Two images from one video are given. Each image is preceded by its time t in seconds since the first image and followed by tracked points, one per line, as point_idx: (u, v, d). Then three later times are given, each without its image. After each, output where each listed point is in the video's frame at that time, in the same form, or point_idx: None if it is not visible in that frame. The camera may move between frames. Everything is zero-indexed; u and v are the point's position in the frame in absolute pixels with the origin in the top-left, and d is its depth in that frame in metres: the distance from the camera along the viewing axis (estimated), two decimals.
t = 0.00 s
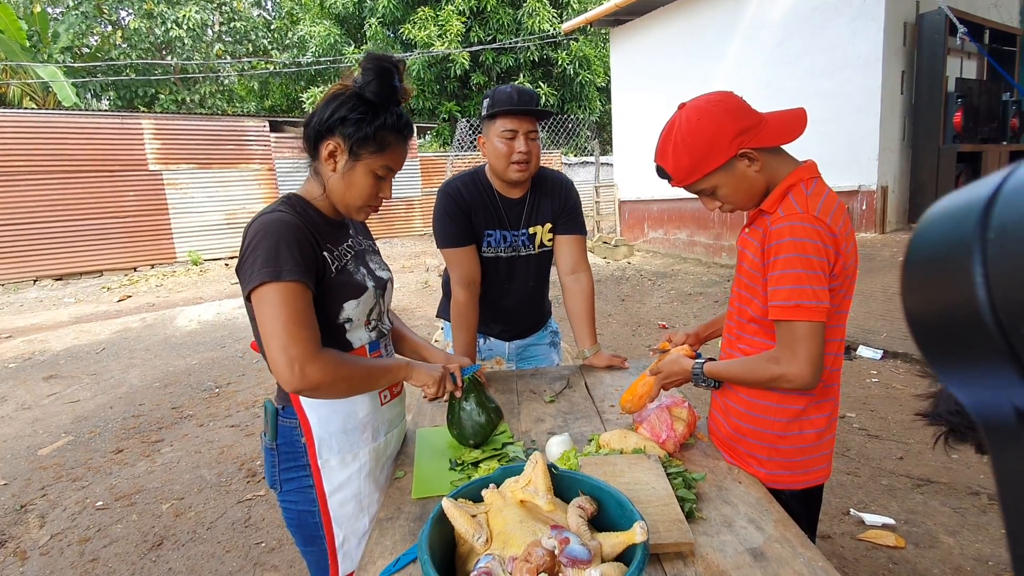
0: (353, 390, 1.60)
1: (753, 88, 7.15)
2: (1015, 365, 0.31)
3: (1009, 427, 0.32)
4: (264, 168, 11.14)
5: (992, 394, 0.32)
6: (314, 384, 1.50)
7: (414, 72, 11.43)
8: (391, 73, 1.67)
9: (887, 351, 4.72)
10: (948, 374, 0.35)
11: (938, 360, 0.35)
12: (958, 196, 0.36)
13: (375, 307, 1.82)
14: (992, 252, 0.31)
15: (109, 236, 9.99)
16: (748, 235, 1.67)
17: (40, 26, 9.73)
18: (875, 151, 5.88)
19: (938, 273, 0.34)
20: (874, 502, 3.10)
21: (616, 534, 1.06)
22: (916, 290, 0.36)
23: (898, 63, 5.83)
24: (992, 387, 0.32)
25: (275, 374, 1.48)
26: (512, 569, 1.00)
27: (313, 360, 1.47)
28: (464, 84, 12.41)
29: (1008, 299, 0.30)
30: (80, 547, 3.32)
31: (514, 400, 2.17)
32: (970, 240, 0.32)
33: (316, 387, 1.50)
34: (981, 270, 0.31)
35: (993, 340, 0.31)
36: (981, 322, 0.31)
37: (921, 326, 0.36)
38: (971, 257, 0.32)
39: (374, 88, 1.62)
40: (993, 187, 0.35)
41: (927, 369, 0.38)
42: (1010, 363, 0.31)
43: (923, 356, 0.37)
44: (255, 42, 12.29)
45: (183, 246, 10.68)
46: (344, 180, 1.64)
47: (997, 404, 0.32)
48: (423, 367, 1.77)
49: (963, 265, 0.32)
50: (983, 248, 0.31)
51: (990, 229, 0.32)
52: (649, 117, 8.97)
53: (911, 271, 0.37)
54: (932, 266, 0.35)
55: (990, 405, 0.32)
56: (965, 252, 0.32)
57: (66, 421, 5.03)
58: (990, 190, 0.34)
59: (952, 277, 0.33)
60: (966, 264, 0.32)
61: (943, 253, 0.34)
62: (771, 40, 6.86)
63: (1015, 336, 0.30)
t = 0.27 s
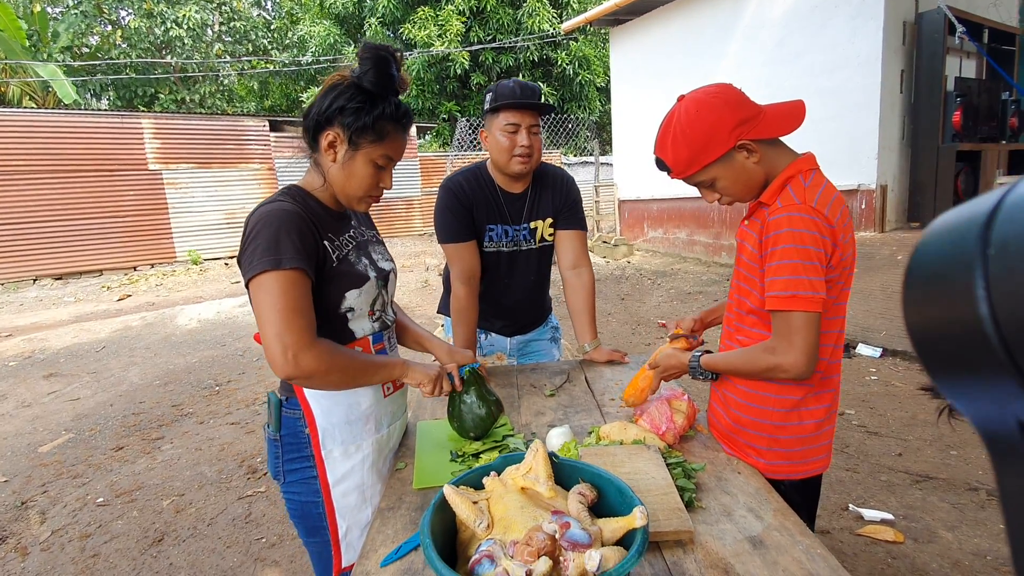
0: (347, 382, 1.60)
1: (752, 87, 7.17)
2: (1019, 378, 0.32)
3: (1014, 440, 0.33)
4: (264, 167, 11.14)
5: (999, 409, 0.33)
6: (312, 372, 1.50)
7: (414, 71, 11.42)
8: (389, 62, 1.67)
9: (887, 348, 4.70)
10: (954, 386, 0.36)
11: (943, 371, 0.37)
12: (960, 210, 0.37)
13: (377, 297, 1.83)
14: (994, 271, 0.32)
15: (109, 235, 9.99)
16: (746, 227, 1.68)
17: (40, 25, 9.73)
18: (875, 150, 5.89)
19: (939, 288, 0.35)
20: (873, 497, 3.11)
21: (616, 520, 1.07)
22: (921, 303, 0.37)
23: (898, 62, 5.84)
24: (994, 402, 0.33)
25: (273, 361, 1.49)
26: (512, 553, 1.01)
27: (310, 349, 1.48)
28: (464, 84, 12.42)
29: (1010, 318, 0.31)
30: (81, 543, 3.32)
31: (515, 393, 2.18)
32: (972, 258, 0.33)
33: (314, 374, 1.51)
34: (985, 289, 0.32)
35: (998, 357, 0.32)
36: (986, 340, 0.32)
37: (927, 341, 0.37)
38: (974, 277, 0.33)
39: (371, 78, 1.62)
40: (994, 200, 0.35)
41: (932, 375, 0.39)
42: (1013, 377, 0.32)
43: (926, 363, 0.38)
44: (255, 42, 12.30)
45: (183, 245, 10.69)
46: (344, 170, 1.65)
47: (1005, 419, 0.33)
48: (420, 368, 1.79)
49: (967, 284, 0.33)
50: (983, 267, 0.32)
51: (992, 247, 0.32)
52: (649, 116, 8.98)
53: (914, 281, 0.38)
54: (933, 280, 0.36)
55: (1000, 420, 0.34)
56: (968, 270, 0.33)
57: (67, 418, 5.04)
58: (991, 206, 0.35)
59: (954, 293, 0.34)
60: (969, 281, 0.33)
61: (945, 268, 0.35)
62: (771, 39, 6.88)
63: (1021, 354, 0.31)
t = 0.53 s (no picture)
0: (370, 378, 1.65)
1: (750, 89, 7.20)
2: (1010, 336, 0.32)
3: (1004, 398, 0.34)
4: (264, 168, 11.17)
5: (987, 364, 0.34)
6: (333, 372, 1.54)
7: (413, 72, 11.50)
8: (387, 65, 1.71)
9: (883, 348, 4.72)
10: (945, 344, 0.37)
11: (940, 332, 0.37)
12: (957, 170, 0.37)
13: (382, 298, 1.87)
14: (990, 229, 0.32)
15: (109, 236, 10.02)
16: (743, 231, 1.72)
17: (41, 26, 9.75)
18: (872, 151, 5.93)
19: (938, 246, 0.36)
20: (868, 496, 3.15)
21: (614, 515, 1.11)
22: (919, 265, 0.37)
23: (895, 64, 5.88)
24: (982, 356, 0.34)
25: (293, 362, 1.52)
26: (513, 548, 1.04)
27: (331, 349, 1.52)
28: (464, 84, 12.45)
29: (1002, 276, 0.31)
30: (84, 542, 3.35)
31: (515, 393, 2.22)
32: (970, 216, 0.33)
33: (332, 375, 1.55)
34: (980, 247, 0.32)
35: (988, 311, 0.33)
36: (979, 297, 0.33)
37: (925, 299, 0.37)
38: (969, 235, 0.33)
39: (370, 82, 1.66)
40: (993, 160, 0.35)
41: (926, 336, 0.39)
42: (1000, 334, 0.33)
43: (920, 322, 0.39)
44: (254, 42, 12.31)
45: (184, 246, 10.72)
46: (347, 174, 1.68)
47: (994, 372, 0.33)
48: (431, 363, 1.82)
49: (962, 245, 0.33)
50: (980, 224, 0.33)
51: (988, 204, 0.33)
52: (648, 117, 9.02)
53: (911, 245, 0.39)
54: (930, 242, 0.36)
55: (987, 375, 0.34)
56: (964, 228, 0.33)
57: (69, 418, 5.07)
58: (990, 167, 0.34)
59: (950, 253, 0.34)
60: (964, 241, 0.33)
61: (943, 227, 0.36)
62: (769, 41, 6.92)
63: (1011, 312, 0.31)
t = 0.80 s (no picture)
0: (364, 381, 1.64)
1: (749, 88, 7.20)
2: (1010, 337, 0.32)
3: (1000, 400, 0.34)
4: (262, 168, 11.16)
5: (986, 366, 0.34)
6: (327, 370, 1.54)
7: (412, 71, 11.52)
8: (378, 59, 1.69)
9: (881, 348, 4.73)
10: (945, 346, 0.37)
11: (938, 333, 0.37)
12: (957, 174, 0.37)
13: (377, 295, 1.86)
14: (990, 231, 0.32)
15: (107, 236, 10.00)
16: (741, 227, 1.71)
17: (38, 26, 9.74)
18: (870, 150, 5.92)
19: (938, 248, 0.36)
20: (866, 495, 3.15)
21: (605, 512, 1.10)
22: (919, 268, 0.37)
23: (893, 63, 5.87)
24: (982, 359, 0.34)
25: (288, 360, 1.52)
26: (505, 545, 1.03)
27: (326, 348, 1.52)
28: (462, 84, 12.44)
29: (1004, 278, 0.31)
30: (80, 542, 3.34)
31: (511, 391, 2.21)
32: (971, 218, 0.33)
33: (326, 374, 1.54)
34: (981, 251, 0.32)
35: (989, 314, 0.33)
36: (981, 298, 0.33)
37: (923, 301, 0.38)
38: (971, 237, 0.33)
39: (361, 76, 1.65)
40: (995, 163, 0.35)
41: (923, 337, 0.40)
42: (999, 337, 0.33)
43: (919, 323, 0.39)
44: (253, 42, 12.29)
45: (182, 246, 10.70)
46: (339, 170, 1.68)
47: (990, 376, 0.34)
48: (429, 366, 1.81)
49: (964, 245, 0.33)
50: (983, 226, 0.33)
51: (991, 207, 0.33)
52: (646, 116, 9.01)
53: (911, 247, 0.39)
54: (931, 244, 0.36)
55: (985, 377, 0.34)
56: (965, 229, 0.33)
57: (66, 418, 5.06)
58: (991, 170, 0.34)
59: (951, 256, 0.34)
60: (966, 243, 0.33)
61: (944, 228, 0.36)
62: (767, 40, 6.91)
63: (1012, 314, 0.31)
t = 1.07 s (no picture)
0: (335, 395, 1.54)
1: (746, 87, 7.19)
2: (1010, 353, 0.32)
3: (999, 414, 0.34)
4: (259, 167, 11.13)
5: (988, 382, 0.34)
6: (297, 379, 1.48)
7: (409, 71, 11.50)
8: (361, 52, 1.68)
9: (878, 348, 4.71)
10: (942, 362, 0.37)
11: (935, 348, 0.37)
12: (958, 194, 0.38)
13: (365, 293, 1.83)
14: (995, 249, 0.32)
15: (105, 236, 9.97)
16: (734, 225, 1.69)
17: (35, 25, 9.71)
18: (868, 149, 5.91)
19: (938, 266, 0.35)
20: (862, 494, 3.13)
21: (592, 512, 1.08)
22: (919, 284, 0.37)
23: (891, 62, 5.85)
24: (982, 375, 0.34)
25: (260, 364, 1.48)
26: (488, 546, 1.01)
27: (297, 354, 1.46)
28: (460, 83, 12.41)
29: (1009, 295, 0.31)
30: (72, 543, 3.32)
31: (503, 390, 2.19)
32: (973, 236, 0.34)
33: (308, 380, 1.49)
34: (987, 272, 0.32)
35: (991, 331, 0.33)
36: (982, 313, 0.33)
37: (923, 318, 0.37)
38: (974, 253, 0.33)
39: (344, 69, 1.63)
40: (995, 185, 0.36)
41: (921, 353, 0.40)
42: (1002, 353, 0.33)
43: (921, 342, 0.39)
44: (250, 41, 12.26)
45: (179, 245, 10.67)
46: (323, 165, 1.65)
47: (993, 392, 0.34)
48: (414, 396, 1.61)
49: (967, 261, 0.33)
50: (986, 244, 0.33)
51: (994, 226, 0.33)
52: (644, 115, 8.99)
53: (912, 264, 0.39)
54: (932, 259, 0.36)
55: (986, 394, 0.35)
56: (968, 245, 0.34)
57: (60, 418, 5.03)
58: (994, 188, 0.35)
59: (956, 273, 0.34)
60: (969, 259, 0.33)
61: (944, 246, 0.36)
62: (765, 39, 6.90)
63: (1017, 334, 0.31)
